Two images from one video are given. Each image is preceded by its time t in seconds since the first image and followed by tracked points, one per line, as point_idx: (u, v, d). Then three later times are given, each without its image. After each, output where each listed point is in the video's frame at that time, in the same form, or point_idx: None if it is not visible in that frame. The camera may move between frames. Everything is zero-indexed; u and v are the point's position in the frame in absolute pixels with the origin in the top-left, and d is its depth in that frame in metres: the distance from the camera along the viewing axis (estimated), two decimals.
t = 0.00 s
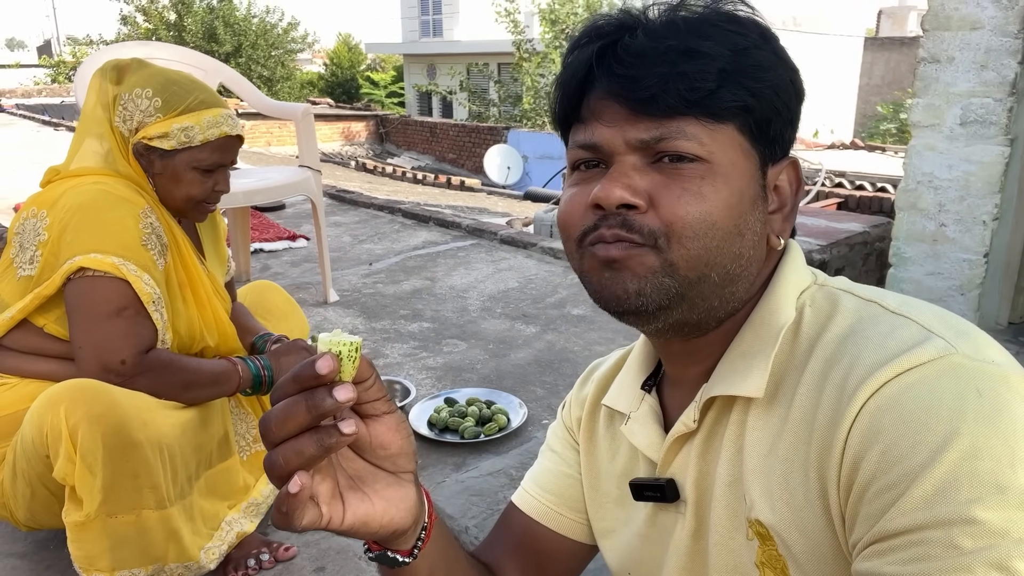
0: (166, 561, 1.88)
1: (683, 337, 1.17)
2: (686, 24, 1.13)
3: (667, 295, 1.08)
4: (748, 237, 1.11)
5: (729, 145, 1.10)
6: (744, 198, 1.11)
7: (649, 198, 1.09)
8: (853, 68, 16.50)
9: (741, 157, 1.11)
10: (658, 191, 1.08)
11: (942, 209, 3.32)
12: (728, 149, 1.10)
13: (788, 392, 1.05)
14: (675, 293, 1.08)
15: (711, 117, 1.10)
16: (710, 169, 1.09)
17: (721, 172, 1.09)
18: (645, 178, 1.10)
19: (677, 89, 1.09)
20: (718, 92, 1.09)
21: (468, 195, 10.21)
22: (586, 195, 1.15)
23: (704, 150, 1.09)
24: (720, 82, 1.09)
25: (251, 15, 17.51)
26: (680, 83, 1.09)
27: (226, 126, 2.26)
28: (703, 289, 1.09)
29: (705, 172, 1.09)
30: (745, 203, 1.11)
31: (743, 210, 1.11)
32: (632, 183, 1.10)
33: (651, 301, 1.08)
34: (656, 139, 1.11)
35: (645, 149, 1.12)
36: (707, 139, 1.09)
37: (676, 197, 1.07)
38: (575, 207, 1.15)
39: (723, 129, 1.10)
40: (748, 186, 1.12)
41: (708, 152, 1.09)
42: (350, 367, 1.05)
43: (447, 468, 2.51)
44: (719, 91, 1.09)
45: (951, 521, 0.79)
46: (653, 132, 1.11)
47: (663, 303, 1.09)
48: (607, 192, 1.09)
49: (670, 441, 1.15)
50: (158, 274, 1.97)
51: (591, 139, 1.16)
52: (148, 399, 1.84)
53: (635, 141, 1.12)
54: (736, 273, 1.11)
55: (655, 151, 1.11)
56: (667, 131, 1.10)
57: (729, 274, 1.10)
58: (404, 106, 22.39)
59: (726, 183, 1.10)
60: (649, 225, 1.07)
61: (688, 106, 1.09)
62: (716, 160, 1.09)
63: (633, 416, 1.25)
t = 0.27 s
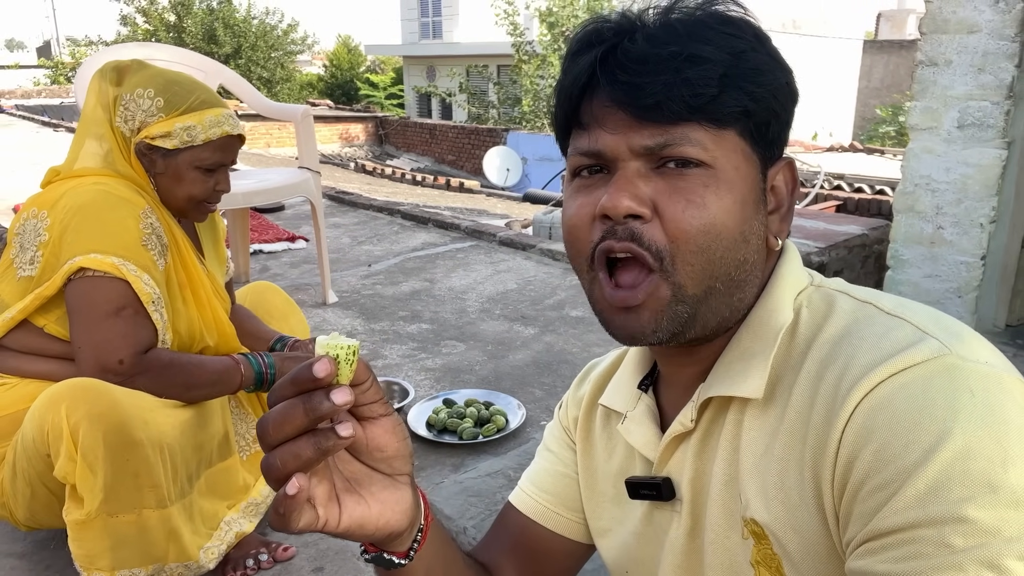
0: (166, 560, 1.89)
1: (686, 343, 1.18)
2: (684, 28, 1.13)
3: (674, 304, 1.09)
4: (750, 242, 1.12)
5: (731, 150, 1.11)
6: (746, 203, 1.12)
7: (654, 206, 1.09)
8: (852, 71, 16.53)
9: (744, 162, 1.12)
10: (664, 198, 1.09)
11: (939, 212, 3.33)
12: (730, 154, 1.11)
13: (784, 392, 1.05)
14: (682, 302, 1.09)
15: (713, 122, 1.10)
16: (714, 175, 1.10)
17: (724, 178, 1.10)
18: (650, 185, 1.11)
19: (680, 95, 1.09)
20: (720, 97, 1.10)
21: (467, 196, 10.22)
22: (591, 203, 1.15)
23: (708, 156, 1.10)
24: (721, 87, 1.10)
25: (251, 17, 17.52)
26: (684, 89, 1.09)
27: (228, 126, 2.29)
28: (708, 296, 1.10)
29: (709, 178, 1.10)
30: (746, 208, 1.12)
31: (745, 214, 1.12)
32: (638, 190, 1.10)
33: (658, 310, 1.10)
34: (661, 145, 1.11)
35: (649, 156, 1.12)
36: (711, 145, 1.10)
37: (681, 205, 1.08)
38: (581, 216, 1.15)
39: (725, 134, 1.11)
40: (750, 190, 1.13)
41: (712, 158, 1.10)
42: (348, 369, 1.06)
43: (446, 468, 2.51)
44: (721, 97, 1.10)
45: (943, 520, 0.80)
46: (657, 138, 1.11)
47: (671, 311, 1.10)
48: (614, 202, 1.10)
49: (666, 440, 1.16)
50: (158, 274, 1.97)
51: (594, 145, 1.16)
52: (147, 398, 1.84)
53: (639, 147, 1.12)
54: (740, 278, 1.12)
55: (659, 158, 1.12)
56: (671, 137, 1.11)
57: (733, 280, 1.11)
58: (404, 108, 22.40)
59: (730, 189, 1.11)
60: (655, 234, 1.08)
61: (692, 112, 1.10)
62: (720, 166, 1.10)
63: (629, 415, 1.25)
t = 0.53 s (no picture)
0: (162, 560, 1.89)
1: (683, 344, 1.19)
2: (679, 31, 1.14)
3: (671, 302, 1.10)
4: (746, 241, 1.13)
5: (723, 151, 1.12)
6: (740, 203, 1.12)
7: (645, 206, 1.10)
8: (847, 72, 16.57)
9: (737, 161, 1.13)
10: (655, 199, 1.10)
11: (934, 213, 3.34)
12: (723, 154, 1.12)
13: (781, 393, 1.06)
14: (680, 300, 1.10)
15: (705, 124, 1.11)
16: (706, 176, 1.10)
17: (717, 178, 1.11)
18: (641, 186, 1.12)
19: (670, 97, 1.10)
20: (713, 99, 1.10)
21: (464, 197, 10.22)
22: (584, 205, 1.16)
23: (700, 157, 1.10)
24: (715, 89, 1.10)
25: (247, 16, 17.50)
26: (676, 91, 1.10)
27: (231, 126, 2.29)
28: (704, 294, 1.11)
29: (700, 178, 1.10)
30: (741, 207, 1.13)
31: (740, 214, 1.12)
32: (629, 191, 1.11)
33: (657, 309, 1.10)
34: (651, 147, 1.12)
35: (640, 157, 1.13)
36: (703, 147, 1.11)
37: (673, 205, 1.09)
38: (574, 218, 1.17)
39: (717, 135, 1.11)
40: (743, 190, 1.13)
41: (703, 158, 1.11)
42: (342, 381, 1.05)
43: (442, 469, 2.52)
44: (714, 99, 1.10)
45: (938, 520, 0.81)
46: (648, 140, 1.12)
47: (669, 309, 1.11)
48: (605, 203, 1.11)
49: (663, 441, 1.16)
50: (156, 274, 1.97)
51: (587, 148, 1.17)
52: (143, 397, 1.84)
53: (631, 150, 1.13)
54: (736, 277, 1.13)
55: (650, 159, 1.13)
56: (663, 139, 1.11)
57: (729, 279, 1.12)
58: (400, 108, 22.39)
59: (722, 189, 1.11)
60: (648, 234, 1.09)
61: (683, 114, 1.10)
62: (711, 166, 1.11)
63: (626, 416, 1.26)
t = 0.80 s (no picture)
0: (153, 560, 1.86)
1: (661, 344, 1.18)
2: (637, 29, 1.08)
3: (619, 308, 1.11)
4: (703, 248, 1.09)
5: (677, 156, 1.06)
6: (698, 209, 1.08)
7: (592, 213, 1.09)
8: (839, 72, 16.64)
9: (693, 165, 1.07)
10: (600, 208, 1.08)
11: (928, 212, 3.34)
12: (676, 160, 1.06)
13: (785, 393, 1.05)
14: (627, 307, 1.11)
15: (655, 129, 1.05)
16: (655, 183, 1.06)
17: (666, 185, 1.06)
18: (590, 193, 1.10)
19: (612, 103, 1.06)
20: (663, 103, 1.04)
21: (457, 196, 10.20)
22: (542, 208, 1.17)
23: (648, 163, 1.06)
24: (666, 91, 1.04)
25: (239, 14, 17.42)
26: (615, 97, 1.05)
27: (222, 122, 2.26)
28: (656, 300, 1.10)
29: (649, 185, 1.06)
30: (699, 214, 1.08)
31: (696, 221, 1.08)
32: (575, 200, 1.10)
33: (604, 315, 1.12)
34: (600, 153, 1.09)
35: (592, 162, 1.10)
36: (652, 153, 1.06)
37: (613, 215, 1.07)
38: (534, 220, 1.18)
39: (669, 140, 1.06)
40: (702, 196, 1.08)
41: (652, 165, 1.06)
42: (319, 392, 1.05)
43: (436, 468, 2.50)
44: (664, 102, 1.04)
45: (948, 523, 0.80)
46: (597, 146, 1.09)
47: (617, 315, 1.12)
48: (552, 211, 1.11)
49: (664, 442, 1.15)
50: (147, 271, 1.95)
51: (548, 151, 1.15)
52: (135, 395, 1.82)
53: (582, 154, 1.10)
54: (694, 283, 1.11)
55: (601, 165, 1.09)
56: (610, 144, 1.07)
57: (685, 285, 1.10)
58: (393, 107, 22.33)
59: (673, 197, 1.07)
60: (592, 244, 1.09)
61: (629, 120, 1.05)
62: (662, 173, 1.06)
63: (626, 416, 1.25)
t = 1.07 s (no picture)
0: (149, 560, 1.84)
1: (672, 339, 1.18)
2: (658, 19, 1.06)
3: (628, 304, 1.10)
4: (717, 245, 1.08)
5: (694, 151, 1.05)
6: (713, 205, 1.07)
7: (605, 208, 1.08)
8: (832, 71, 16.68)
9: (709, 160, 1.05)
10: (614, 201, 1.07)
11: (923, 209, 3.34)
12: (693, 155, 1.05)
13: (797, 392, 1.04)
14: (638, 303, 1.10)
15: (672, 123, 1.04)
16: (670, 178, 1.05)
17: (682, 180, 1.05)
18: (603, 186, 1.09)
19: (629, 95, 1.04)
20: (682, 96, 1.03)
21: (450, 193, 10.17)
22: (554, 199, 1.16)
23: (664, 158, 1.05)
24: (686, 84, 1.03)
25: (230, 10, 17.33)
26: (632, 89, 1.04)
27: (196, 102, 2.20)
28: (667, 296, 1.09)
29: (664, 180, 1.05)
30: (714, 210, 1.07)
31: (712, 217, 1.07)
32: (588, 192, 1.09)
33: (613, 310, 1.11)
34: (615, 146, 1.08)
35: (606, 155, 1.09)
36: (668, 147, 1.05)
37: (627, 209, 1.06)
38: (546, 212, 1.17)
39: (686, 134, 1.04)
40: (718, 192, 1.07)
41: (668, 160, 1.05)
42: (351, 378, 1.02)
43: (434, 466, 2.49)
44: (682, 95, 1.03)
45: (967, 526, 0.79)
46: (612, 138, 1.07)
47: (627, 310, 1.11)
48: (564, 202, 1.10)
49: (673, 440, 1.14)
50: (142, 266, 1.92)
51: (562, 142, 1.14)
52: (132, 393, 1.80)
53: (596, 147, 1.09)
54: (707, 280, 1.10)
55: (616, 158, 1.08)
56: (625, 138, 1.06)
57: (697, 281, 1.09)
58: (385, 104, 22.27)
59: (688, 193, 1.06)
60: (604, 237, 1.08)
61: (647, 112, 1.04)
62: (678, 168, 1.05)
63: (633, 413, 1.24)
